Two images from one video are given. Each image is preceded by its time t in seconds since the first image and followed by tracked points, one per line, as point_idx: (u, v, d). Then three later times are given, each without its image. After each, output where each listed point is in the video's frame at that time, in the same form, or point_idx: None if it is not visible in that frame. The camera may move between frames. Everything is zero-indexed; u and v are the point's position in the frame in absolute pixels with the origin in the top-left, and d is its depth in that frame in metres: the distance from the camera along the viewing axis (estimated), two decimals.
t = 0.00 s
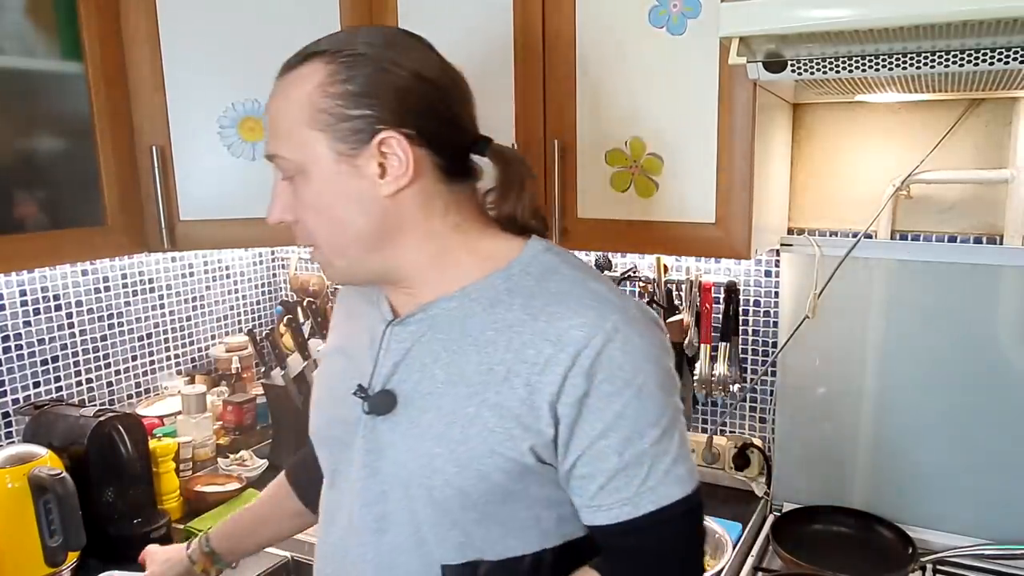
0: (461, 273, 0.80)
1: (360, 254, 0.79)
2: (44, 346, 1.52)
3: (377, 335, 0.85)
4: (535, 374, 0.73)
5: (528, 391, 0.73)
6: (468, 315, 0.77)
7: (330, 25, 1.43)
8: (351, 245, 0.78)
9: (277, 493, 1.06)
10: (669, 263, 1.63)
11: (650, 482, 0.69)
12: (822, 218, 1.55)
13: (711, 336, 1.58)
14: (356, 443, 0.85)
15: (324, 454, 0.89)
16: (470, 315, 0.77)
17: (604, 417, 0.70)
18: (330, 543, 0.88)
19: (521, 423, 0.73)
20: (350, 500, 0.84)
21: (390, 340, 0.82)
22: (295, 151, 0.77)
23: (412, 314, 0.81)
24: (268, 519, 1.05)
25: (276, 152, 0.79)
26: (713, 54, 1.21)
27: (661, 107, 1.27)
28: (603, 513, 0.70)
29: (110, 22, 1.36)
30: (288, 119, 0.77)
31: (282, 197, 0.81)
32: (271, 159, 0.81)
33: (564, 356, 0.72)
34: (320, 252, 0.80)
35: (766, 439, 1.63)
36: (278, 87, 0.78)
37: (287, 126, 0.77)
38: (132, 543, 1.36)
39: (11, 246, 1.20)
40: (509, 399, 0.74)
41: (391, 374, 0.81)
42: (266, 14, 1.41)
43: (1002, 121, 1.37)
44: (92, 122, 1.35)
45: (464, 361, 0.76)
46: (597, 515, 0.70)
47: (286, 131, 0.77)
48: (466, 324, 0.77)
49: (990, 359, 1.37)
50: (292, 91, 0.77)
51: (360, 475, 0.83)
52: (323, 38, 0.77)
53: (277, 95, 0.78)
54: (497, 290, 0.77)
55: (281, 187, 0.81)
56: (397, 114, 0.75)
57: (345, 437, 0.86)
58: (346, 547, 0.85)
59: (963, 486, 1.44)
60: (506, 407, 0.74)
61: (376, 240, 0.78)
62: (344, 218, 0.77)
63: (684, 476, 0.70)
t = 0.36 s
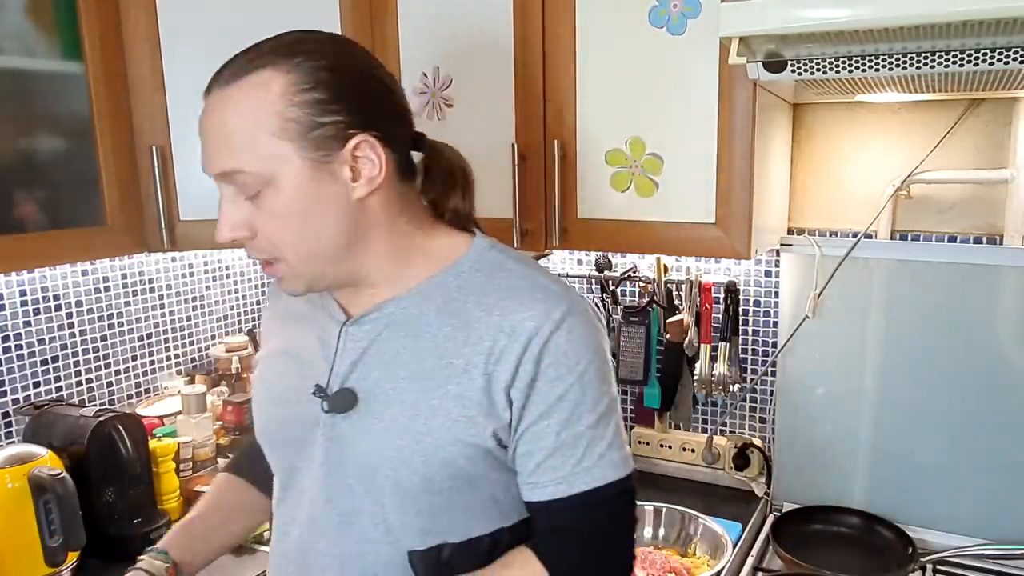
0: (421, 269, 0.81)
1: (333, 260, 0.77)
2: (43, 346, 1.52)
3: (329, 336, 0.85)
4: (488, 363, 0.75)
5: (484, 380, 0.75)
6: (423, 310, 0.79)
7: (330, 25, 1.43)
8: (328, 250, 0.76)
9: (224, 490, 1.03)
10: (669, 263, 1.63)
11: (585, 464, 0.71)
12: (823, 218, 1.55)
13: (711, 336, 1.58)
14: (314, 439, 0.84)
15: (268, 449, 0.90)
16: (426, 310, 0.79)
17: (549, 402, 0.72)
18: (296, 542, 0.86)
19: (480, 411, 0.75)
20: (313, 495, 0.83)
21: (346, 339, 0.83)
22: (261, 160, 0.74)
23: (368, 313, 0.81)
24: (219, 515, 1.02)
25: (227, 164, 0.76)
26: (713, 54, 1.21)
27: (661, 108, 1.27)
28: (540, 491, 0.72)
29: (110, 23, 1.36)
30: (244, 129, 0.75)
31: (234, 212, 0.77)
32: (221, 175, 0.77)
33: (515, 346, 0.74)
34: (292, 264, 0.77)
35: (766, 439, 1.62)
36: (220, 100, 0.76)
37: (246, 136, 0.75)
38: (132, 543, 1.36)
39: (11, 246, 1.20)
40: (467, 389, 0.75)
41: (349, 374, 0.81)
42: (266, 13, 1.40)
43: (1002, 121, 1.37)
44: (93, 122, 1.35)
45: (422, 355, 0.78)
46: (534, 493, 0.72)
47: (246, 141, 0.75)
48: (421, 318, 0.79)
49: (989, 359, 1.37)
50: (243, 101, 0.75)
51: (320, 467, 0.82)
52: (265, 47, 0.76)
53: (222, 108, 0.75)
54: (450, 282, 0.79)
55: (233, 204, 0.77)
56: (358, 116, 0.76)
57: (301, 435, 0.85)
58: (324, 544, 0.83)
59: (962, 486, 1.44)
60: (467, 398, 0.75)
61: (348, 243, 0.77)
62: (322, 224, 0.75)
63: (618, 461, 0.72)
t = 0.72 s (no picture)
0: (410, 257, 0.86)
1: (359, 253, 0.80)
2: (43, 347, 1.52)
3: (317, 333, 0.85)
4: (483, 334, 0.82)
5: (483, 350, 0.82)
6: (414, 297, 0.83)
7: (330, 25, 1.43)
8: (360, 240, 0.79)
9: (159, 524, 0.87)
10: (669, 263, 1.63)
11: (572, 410, 0.81)
12: (822, 218, 1.55)
13: (711, 336, 1.59)
14: (316, 442, 0.84)
15: (252, 461, 0.87)
16: (418, 295, 0.84)
17: (539, 364, 0.82)
18: (304, 546, 0.86)
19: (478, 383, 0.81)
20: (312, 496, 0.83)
21: (347, 334, 0.83)
22: (307, 167, 0.74)
23: (361, 307, 0.83)
24: (168, 543, 0.85)
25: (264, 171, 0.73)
26: (713, 54, 1.21)
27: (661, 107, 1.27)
28: (535, 441, 0.81)
29: (110, 23, 1.37)
30: (284, 136, 0.73)
31: (267, 218, 0.75)
32: (254, 184, 0.74)
33: (507, 315, 0.82)
34: (327, 262, 0.78)
35: (765, 439, 1.63)
36: (242, 106, 0.73)
37: (288, 144, 0.73)
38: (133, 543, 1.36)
39: (11, 246, 1.20)
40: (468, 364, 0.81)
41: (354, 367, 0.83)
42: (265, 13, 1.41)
43: (1002, 121, 1.37)
44: (93, 122, 1.35)
45: (421, 338, 0.82)
46: (529, 442, 0.81)
47: (290, 148, 0.73)
48: (413, 303, 0.83)
49: (988, 359, 1.37)
50: (275, 107, 0.72)
51: (325, 465, 0.83)
52: (268, 54, 0.74)
53: (247, 115, 0.72)
54: (434, 263, 0.85)
55: (263, 211, 0.75)
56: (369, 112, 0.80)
57: (298, 445, 0.84)
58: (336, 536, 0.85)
59: (961, 486, 1.44)
60: (471, 375, 0.81)
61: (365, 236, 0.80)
62: (360, 216, 0.79)
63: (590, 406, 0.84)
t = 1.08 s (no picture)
0: (442, 259, 0.89)
1: (411, 242, 0.84)
2: (43, 347, 1.52)
3: (362, 329, 0.85)
4: (528, 327, 0.88)
5: (530, 344, 0.87)
6: (457, 293, 0.87)
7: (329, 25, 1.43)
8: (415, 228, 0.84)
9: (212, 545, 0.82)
10: (669, 263, 1.63)
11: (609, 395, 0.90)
12: (822, 218, 1.55)
13: (711, 336, 1.58)
14: (369, 439, 0.84)
15: (299, 464, 0.85)
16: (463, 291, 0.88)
17: (578, 354, 0.89)
18: (325, 544, 0.86)
19: (531, 375, 0.86)
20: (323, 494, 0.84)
21: (399, 328, 0.85)
22: (386, 151, 0.78)
23: (408, 302, 0.86)
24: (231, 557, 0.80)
25: (343, 154, 0.76)
26: (713, 54, 1.21)
27: (661, 107, 1.27)
28: (582, 426, 0.88)
29: (111, 23, 1.36)
30: (364, 121, 0.76)
31: (341, 203, 0.77)
32: (333, 168, 0.77)
33: (547, 309, 0.89)
34: (389, 248, 0.82)
35: (765, 439, 1.63)
36: (328, 88, 0.76)
37: (367, 129, 0.76)
38: (133, 544, 1.36)
39: (11, 246, 1.20)
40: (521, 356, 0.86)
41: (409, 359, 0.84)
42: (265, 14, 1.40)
43: (1002, 120, 1.37)
44: (93, 122, 1.35)
45: (473, 331, 0.86)
46: (576, 428, 0.88)
47: (369, 133, 0.76)
48: (457, 299, 0.87)
49: (989, 359, 1.37)
50: (355, 94, 0.76)
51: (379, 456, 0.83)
52: (338, 45, 0.77)
53: (327, 101, 0.75)
54: (469, 262, 0.89)
55: (337, 194, 0.77)
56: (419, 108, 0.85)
57: (351, 442, 0.84)
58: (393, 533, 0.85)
59: (961, 486, 1.44)
60: (521, 367, 0.86)
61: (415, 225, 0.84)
62: (418, 206, 0.83)
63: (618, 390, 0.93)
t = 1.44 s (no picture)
0: (506, 263, 0.92)
1: (471, 248, 0.87)
2: (43, 347, 1.52)
3: (417, 332, 0.88)
4: (586, 337, 0.89)
5: (586, 354, 0.89)
6: (514, 301, 0.89)
7: (329, 25, 1.43)
8: (473, 235, 0.86)
9: (262, 539, 0.86)
10: (669, 263, 1.63)
11: (670, 403, 0.91)
12: (821, 218, 1.55)
13: (711, 336, 1.58)
14: (418, 444, 0.86)
15: (347, 466, 0.87)
16: (521, 300, 0.90)
17: (635, 363, 0.91)
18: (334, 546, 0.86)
19: (587, 388, 0.88)
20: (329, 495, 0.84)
21: (455, 332, 0.87)
22: (453, 156, 0.81)
23: (465, 307, 0.88)
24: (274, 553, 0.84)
25: (411, 158, 0.79)
26: (713, 54, 1.21)
27: (660, 107, 1.27)
28: (643, 433, 0.89)
29: (112, 24, 1.36)
30: (433, 124, 0.79)
31: (406, 206, 0.80)
32: (401, 171, 0.80)
33: (606, 318, 0.90)
34: (449, 251, 0.85)
35: (765, 439, 1.63)
36: (402, 92, 0.79)
37: (436, 132, 0.79)
38: (133, 544, 1.36)
39: (10, 246, 1.20)
40: (576, 368, 0.88)
41: (461, 364, 0.87)
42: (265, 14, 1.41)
43: (1002, 120, 1.37)
44: (92, 122, 1.35)
45: (530, 340, 0.88)
46: (638, 435, 0.89)
47: (437, 136, 0.79)
48: (514, 307, 0.89)
49: (989, 360, 1.37)
50: (427, 98, 0.79)
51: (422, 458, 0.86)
52: (413, 49, 0.80)
53: (400, 104, 0.78)
54: (527, 270, 0.91)
55: (402, 197, 0.80)
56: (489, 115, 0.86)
57: (399, 447, 0.86)
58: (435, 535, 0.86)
59: (961, 486, 1.44)
60: (577, 379, 0.88)
61: (474, 231, 0.86)
62: (478, 213, 0.86)
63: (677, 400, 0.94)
